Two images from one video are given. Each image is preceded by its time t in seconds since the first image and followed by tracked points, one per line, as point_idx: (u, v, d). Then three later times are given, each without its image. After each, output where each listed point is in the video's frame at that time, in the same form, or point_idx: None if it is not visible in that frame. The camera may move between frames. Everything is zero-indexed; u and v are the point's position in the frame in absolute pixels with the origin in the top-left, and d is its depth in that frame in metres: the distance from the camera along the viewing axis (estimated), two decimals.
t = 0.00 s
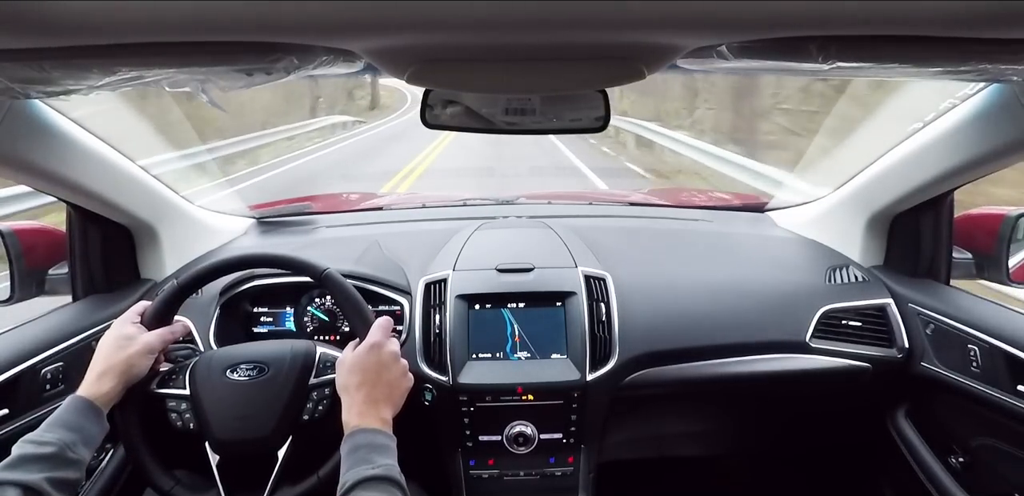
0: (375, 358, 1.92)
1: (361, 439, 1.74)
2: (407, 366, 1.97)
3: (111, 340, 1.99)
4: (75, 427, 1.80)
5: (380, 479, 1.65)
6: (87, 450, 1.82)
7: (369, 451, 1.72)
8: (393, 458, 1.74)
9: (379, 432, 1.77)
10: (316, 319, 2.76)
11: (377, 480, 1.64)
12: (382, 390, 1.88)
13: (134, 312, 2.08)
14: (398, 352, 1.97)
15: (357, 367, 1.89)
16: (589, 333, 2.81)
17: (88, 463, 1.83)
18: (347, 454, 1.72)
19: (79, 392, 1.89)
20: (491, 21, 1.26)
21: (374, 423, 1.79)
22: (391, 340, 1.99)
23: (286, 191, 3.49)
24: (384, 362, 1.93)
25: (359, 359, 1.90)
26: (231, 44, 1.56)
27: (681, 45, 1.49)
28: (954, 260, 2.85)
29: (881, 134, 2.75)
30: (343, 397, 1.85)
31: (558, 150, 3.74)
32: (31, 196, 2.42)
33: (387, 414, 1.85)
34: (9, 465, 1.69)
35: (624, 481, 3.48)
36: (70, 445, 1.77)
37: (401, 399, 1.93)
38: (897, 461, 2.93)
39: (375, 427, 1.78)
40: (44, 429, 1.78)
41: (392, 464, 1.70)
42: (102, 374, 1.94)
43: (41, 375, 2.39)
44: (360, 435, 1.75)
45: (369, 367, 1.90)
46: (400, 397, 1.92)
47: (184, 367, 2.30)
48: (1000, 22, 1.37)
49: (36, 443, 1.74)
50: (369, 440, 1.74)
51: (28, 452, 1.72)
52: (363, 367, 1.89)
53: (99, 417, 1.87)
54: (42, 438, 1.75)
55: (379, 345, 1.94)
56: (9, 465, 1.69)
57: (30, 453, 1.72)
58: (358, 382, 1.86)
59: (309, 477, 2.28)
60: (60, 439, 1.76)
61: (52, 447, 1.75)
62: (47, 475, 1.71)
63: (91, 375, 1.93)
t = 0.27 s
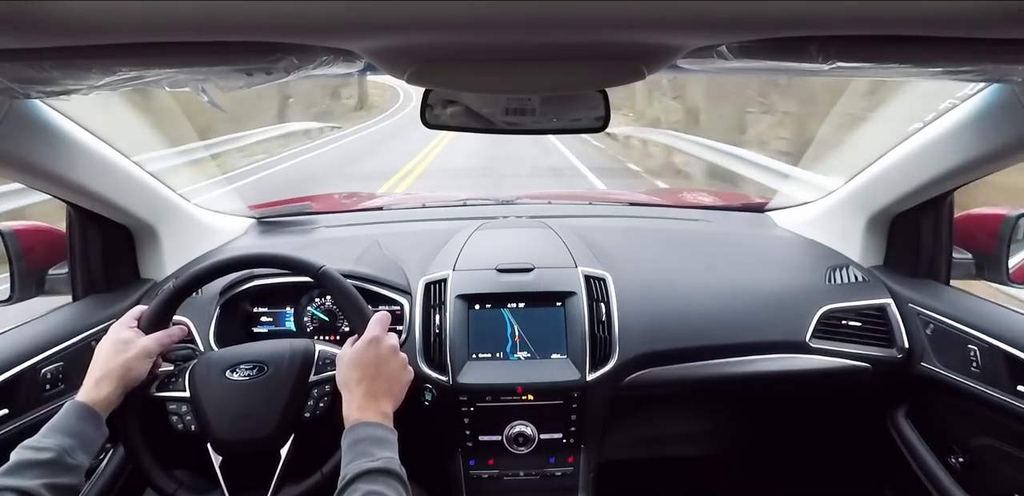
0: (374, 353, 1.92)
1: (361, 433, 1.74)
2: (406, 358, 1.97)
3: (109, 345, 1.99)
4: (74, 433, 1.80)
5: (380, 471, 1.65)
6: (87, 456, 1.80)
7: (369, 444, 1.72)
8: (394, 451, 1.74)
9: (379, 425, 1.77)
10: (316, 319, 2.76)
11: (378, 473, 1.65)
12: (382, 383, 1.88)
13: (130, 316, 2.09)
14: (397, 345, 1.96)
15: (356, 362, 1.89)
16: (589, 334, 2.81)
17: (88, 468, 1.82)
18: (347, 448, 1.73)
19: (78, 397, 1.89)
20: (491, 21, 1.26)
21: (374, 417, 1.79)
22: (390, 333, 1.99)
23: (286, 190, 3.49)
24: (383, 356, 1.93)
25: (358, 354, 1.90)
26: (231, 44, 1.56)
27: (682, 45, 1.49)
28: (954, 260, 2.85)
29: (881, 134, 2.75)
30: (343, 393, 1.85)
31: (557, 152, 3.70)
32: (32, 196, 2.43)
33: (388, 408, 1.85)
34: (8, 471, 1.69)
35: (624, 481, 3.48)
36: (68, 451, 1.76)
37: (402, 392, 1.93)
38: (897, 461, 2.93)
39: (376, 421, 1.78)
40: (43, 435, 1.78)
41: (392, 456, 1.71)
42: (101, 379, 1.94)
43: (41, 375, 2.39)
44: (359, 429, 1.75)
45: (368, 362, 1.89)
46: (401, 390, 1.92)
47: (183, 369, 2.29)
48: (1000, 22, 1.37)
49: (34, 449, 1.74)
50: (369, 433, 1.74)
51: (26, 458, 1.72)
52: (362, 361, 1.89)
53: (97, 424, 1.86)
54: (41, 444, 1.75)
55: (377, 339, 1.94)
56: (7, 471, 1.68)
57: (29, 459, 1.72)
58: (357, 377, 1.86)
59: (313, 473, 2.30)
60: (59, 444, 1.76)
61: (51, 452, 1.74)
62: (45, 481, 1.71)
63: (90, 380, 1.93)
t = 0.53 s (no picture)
0: (374, 349, 1.92)
1: (361, 429, 1.74)
2: (406, 354, 1.96)
3: (109, 349, 1.99)
4: (74, 437, 1.79)
5: (382, 466, 1.66)
6: (87, 460, 1.80)
7: (369, 439, 1.72)
8: (394, 446, 1.74)
9: (379, 420, 1.77)
10: (316, 319, 2.76)
11: (378, 469, 1.65)
12: (382, 379, 1.88)
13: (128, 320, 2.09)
14: (397, 341, 1.96)
15: (356, 359, 1.88)
16: (589, 334, 2.81)
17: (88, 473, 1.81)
18: (348, 444, 1.73)
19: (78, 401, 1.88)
20: (492, 21, 1.26)
21: (374, 413, 1.79)
22: (389, 330, 1.98)
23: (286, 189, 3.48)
24: (383, 352, 1.92)
25: (358, 350, 1.90)
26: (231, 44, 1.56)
27: (682, 45, 1.48)
28: (955, 260, 2.84)
29: (881, 134, 2.75)
30: (343, 389, 1.85)
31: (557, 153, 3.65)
32: (33, 196, 2.42)
33: (388, 403, 1.85)
34: (8, 475, 1.67)
35: (624, 481, 3.48)
36: (69, 455, 1.75)
37: (402, 388, 1.93)
38: (897, 461, 2.94)
39: (376, 417, 1.78)
40: (43, 440, 1.77)
41: (393, 451, 1.71)
42: (100, 383, 1.93)
43: (41, 375, 2.39)
44: (360, 425, 1.75)
45: (368, 358, 1.89)
46: (401, 386, 1.92)
47: (183, 370, 2.29)
48: (1000, 22, 1.37)
49: (34, 454, 1.73)
50: (369, 429, 1.74)
51: (27, 462, 1.70)
52: (362, 358, 1.89)
53: (97, 428, 1.85)
54: (40, 449, 1.74)
55: (377, 335, 1.94)
56: (8, 475, 1.67)
57: (29, 463, 1.71)
58: (357, 373, 1.86)
59: (315, 472, 2.29)
60: (59, 449, 1.75)
61: (51, 457, 1.73)
62: (46, 485, 1.69)
63: (89, 384, 1.92)
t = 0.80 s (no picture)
0: (373, 346, 1.91)
1: (361, 426, 1.74)
2: (406, 350, 1.96)
3: (108, 351, 1.98)
4: (75, 441, 1.78)
5: (382, 463, 1.66)
6: (88, 463, 1.78)
7: (369, 437, 1.72)
8: (395, 443, 1.74)
9: (379, 417, 1.77)
10: (316, 319, 2.77)
11: (378, 466, 1.65)
12: (382, 376, 1.88)
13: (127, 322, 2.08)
14: (396, 338, 1.95)
15: (355, 356, 1.88)
16: (589, 334, 2.81)
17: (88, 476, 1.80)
18: (348, 441, 1.72)
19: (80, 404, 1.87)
20: (492, 21, 1.26)
21: (374, 409, 1.78)
22: (389, 327, 1.98)
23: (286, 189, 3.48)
24: (383, 349, 1.92)
25: (357, 348, 1.90)
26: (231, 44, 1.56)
27: (682, 46, 1.48)
28: (954, 260, 2.85)
29: (881, 134, 2.75)
30: (343, 387, 1.85)
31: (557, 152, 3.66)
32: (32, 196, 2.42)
33: (389, 400, 1.84)
34: (8, 478, 1.66)
35: (624, 481, 3.48)
36: (69, 458, 1.74)
37: (403, 384, 1.92)
38: (897, 461, 2.94)
39: (376, 413, 1.78)
40: (43, 444, 1.76)
41: (393, 448, 1.71)
42: (101, 385, 1.92)
43: (41, 375, 2.39)
44: (359, 422, 1.75)
45: (367, 355, 1.89)
46: (401, 382, 1.91)
47: (183, 372, 2.29)
48: (1001, 22, 1.37)
49: (33, 458, 1.71)
50: (369, 426, 1.74)
51: (28, 465, 1.69)
52: (361, 355, 1.89)
53: (97, 430, 1.84)
54: (40, 453, 1.72)
55: (376, 333, 1.94)
56: (8, 479, 1.66)
57: (30, 467, 1.69)
58: (357, 371, 1.86)
59: (317, 469, 2.29)
60: (59, 453, 1.73)
61: (51, 460, 1.72)
62: (46, 488, 1.68)
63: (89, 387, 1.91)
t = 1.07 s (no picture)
0: (373, 344, 1.91)
1: (361, 423, 1.74)
2: (406, 348, 1.96)
3: (107, 354, 1.98)
4: (74, 443, 1.77)
5: (382, 460, 1.66)
6: (87, 465, 1.77)
7: (369, 434, 1.72)
8: (395, 440, 1.74)
9: (380, 414, 1.77)
10: (316, 319, 2.77)
11: (378, 463, 1.65)
12: (382, 374, 1.88)
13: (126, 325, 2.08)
14: (396, 335, 1.95)
15: (355, 354, 1.88)
16: (589, 334, 2.80)
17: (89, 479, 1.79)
18: (348, 439, 1.73)
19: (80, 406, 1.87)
20: (492, 21, 1.26)
21: (374, 407, 1.78)
22: (388, 325, 1.98)
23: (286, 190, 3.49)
24: (383, 347, 1.92)
25: (357, 346, 1.90)
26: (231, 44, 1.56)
27: (682, 45, 1.49)
28: (954, 260, 2.85)
29: (881, 134, 2.75)
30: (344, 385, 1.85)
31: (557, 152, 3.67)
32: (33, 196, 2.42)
33: (389, 397, 1.85)
34: (8, 481, 1.65)
35: (624, 481, 3.48)
36: (69, 461, 1.73)
37: (403, 381, 1.92)
38: (897, 460, 2.93)
39: (376, 411, 1.78)
40: (42, 446, 1.74)
41: (394, 445, 1.71)
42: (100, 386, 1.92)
43: (41, 374, 2.40)
44: (360, 419, 1.75)
45: (367, 353, 1.89)
46: (402, 379, 1.91)
47: (183, 373, 2.29)
48: (1000, 22, 1.37)
49: (33, 460, 1.70)
50: (370, 423, 1.74)
51: (27, 468, 1.68)
52: (361, 353, 1.89)
53: (97, 432, 1.84)
54: (39, 455, 1.71)
55: (376, 330, 1.94)
56: (7, 482, 1.64)
57: (30, 470, 1.68)
58: (357, 369, 1.86)
59: (318, 468, 2.29)
60: (59, 454, 1.72)
61: (51, 462, 1.71)
62: (46, 490, 1.67)
63: (89, 389, 1.91)
